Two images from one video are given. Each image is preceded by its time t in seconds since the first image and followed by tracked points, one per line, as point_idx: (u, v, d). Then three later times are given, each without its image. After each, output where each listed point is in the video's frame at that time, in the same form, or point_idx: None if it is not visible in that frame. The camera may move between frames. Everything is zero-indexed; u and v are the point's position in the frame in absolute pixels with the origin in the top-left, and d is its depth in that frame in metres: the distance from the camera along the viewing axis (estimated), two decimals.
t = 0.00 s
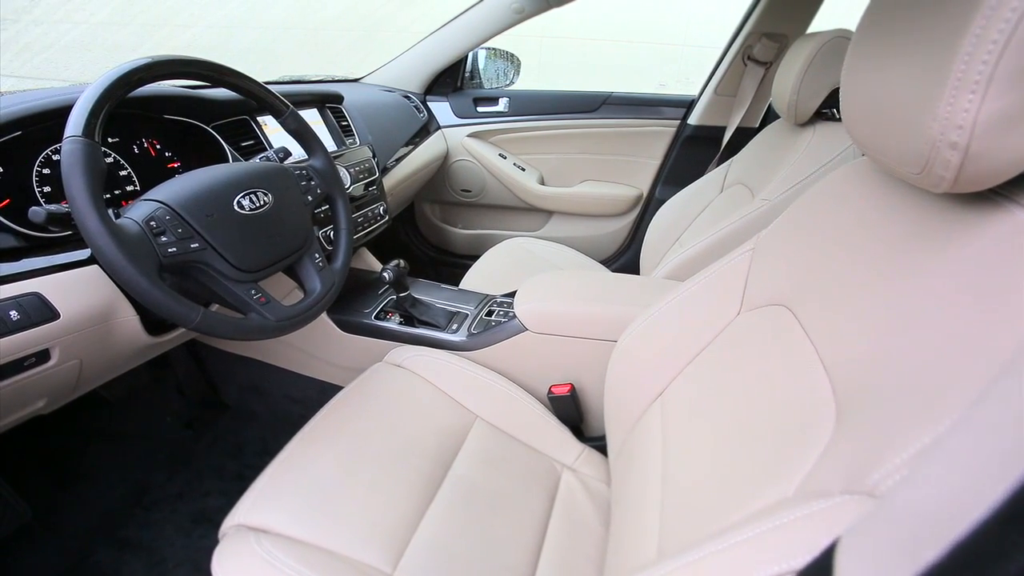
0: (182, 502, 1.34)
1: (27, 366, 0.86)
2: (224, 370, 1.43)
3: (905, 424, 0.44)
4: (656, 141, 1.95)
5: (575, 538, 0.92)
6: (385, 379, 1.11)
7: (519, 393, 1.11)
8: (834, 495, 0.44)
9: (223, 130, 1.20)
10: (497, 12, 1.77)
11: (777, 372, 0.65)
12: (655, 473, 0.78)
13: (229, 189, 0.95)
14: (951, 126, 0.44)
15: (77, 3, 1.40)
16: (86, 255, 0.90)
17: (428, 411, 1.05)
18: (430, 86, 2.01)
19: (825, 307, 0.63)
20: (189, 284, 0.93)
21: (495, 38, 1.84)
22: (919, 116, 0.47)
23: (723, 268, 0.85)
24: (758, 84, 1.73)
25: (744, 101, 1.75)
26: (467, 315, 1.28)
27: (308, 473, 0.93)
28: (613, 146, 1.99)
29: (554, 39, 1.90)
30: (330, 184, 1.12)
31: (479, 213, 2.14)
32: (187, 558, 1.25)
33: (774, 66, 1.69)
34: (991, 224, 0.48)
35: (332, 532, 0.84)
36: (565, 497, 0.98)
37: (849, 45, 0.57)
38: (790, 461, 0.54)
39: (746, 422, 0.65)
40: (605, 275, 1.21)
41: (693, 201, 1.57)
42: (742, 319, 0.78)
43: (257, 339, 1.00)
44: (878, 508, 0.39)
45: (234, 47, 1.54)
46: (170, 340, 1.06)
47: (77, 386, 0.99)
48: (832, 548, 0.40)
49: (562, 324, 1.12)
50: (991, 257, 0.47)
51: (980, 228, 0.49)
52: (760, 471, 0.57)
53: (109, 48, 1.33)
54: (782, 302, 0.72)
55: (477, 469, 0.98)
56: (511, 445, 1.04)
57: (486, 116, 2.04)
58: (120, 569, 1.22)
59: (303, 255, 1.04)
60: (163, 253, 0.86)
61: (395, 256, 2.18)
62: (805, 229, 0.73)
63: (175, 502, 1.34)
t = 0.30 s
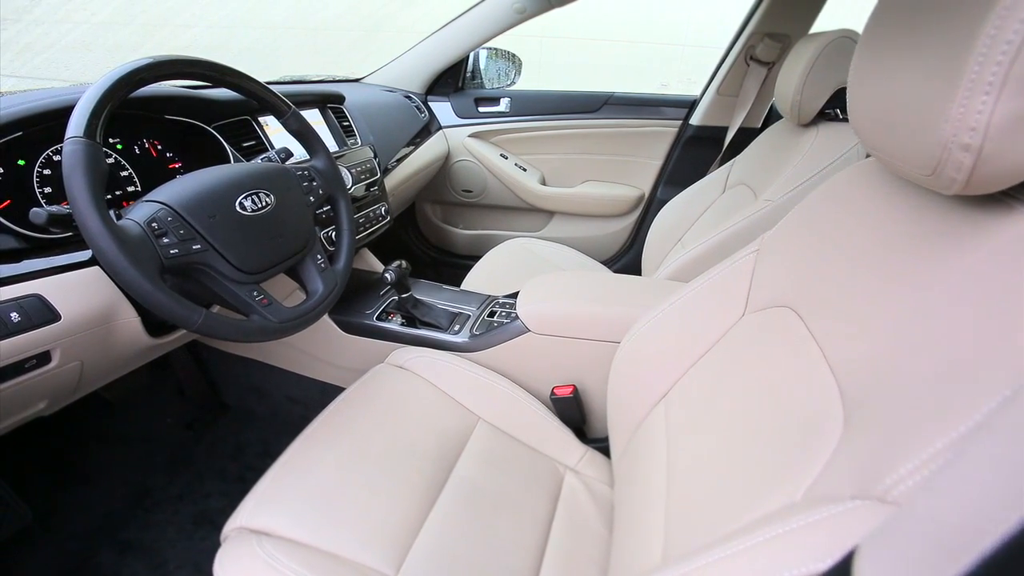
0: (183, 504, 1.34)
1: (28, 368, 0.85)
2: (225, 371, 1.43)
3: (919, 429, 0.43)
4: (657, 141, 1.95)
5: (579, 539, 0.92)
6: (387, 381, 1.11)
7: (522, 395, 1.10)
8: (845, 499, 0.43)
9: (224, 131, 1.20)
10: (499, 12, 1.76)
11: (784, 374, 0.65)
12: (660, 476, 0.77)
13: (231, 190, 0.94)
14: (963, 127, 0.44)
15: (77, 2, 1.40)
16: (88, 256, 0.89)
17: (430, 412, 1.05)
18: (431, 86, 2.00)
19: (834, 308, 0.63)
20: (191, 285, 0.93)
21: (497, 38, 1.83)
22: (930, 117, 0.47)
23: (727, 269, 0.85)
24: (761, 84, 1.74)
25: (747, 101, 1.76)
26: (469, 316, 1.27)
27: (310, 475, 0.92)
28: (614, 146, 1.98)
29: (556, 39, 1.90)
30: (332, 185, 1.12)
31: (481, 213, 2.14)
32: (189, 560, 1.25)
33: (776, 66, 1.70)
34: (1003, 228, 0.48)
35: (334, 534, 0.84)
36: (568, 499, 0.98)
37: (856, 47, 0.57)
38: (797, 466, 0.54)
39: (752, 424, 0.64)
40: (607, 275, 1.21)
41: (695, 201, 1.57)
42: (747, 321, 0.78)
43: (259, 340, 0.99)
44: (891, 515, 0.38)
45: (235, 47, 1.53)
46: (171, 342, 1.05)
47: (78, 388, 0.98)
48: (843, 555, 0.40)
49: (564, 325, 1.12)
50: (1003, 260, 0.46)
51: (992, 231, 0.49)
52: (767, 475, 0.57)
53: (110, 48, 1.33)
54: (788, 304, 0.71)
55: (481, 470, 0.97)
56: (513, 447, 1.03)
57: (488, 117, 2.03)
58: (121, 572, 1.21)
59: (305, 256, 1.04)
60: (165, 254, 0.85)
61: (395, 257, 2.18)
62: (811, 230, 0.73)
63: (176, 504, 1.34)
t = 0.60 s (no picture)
0: (183, 505, 1.34)
1: (29, 370, 0.85)
2: (226, 372, 1.43)
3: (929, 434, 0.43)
4: (659, 141, 1.94)
5: (581, 541, 0.91)
6: (389, 382, 1.10)
7: (523, 396, 1.10)
8: (853, 504, 0.43)
9: (225, 131, 1.19)
10: (501, 12, 1.76)
11: (789, 377, 0.64)
12: (663, 478, 0.77)
13: (232, 191, 0.94)
14: (975, 129, 0.43)
15: (78, 2, 1.39)
16: (88, 257, 0.89)
17: (432, 413, 1.05)
18: (432, 87, 2.00)
19: (840, 310, 0.62)
20: (192, 286, 0.92)
21: (498, 38, 1.83)
22: (940, 119, 0.46)
23: (731, 271, 0.84)
24: (763, 84, 1.74)
25: (749, 101, 1.75)
26: (471, 317, 1.27)
27: (312, 477, 0.92)
28: (616, 147, 1.98)
29: (557, 39, 1.89)
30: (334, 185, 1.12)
31: (482, 214, 2.13)
32: (189, 561, 1.24)
33: (778, 66, 1.69)
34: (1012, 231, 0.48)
35: (336, 536, 0.84)
36: (570, 501, 0.98)
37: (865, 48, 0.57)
38: (803, 469, 0.54)
39: (757, 427, 0.64)
40: (609, 276, 1.20)
41: (696, 201, 1.56)
42: (750, 323, 0.78)
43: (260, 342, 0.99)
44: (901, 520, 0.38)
45: (236, 47, 1.53)
46: (172, 343, 1.05)
47: (78, 390, 0.98)
48: (852, 560, 0.39)
49: (566, 326, 1.12)
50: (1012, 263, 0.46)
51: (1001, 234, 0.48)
52: (772, 479, 0.56)
53: (111, 48, 1.32)
54: (793, 305, 0.71)
55: (483, 472, 0.97)
56: (516, 448, 1.03)
57: (489, 117, 2.03)
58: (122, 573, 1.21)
59: (306, 257, 1.03)
60: (167, 256, 0.85)
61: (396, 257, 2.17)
62: (817, 231, 0.72)
63: (177, 505, 1.33)
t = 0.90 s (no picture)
0: (184, 507, 1.33)
1: (30, 371, 0.84)
2: (227, 373, 1.42)
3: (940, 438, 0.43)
4: (660, 141, 1.94)
5: (584, 544, 0.91)
6: (391, 383, 1.10)
7: (525, 396, 1.10)
8: (862, 508, 0.43)
9: (225, 131, 1.19)
10: (503, 12, 1.76)
11: (795, 379, 0.64)
12: (667, 480, 0.77)
13: (234, 192, 0.94)
14: (985, 130, 0.43)
15: (79, 2, 1.39)
16: (89, 258, 0.89)
17: (434, 415, 1.04)
18: (433, 87, 2.00)
19: (847, 312, 0.62)
20: (194, 288, 0.92)
21: (500, 38, 1.82)
22: (950, 120, 0.46)
23: (735, 272, 0.84)
24: (765, 84, 1.73)
25: (751, 101, 1.75)
26: (473, 318, 1.27)
27: (314, 479, 0.91)
28: (617, 147, 1.97)
29: (559, 39, 1.89)
30: (335, 186, 1.11)
31: (483, 214, 2.13)
32: (190, 563, 1.23)
33: (780, 66, 1.69)
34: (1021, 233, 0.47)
35: (338, 539, 0.83)
36: (573, 502, 0.97)
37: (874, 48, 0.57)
38: (810, 472, 0.53)
39: (762, 429, 0.64)
40: (611, 277, 1.20)
41: (698, 202, 1.56)
42: (755, 325, 0.77)
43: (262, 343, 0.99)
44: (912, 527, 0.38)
45: (237, 47, 1.53)
46: (173, 344, 1.05)
47: (79, 391, 0.97)
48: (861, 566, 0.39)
49: (569, 327, 1.11)
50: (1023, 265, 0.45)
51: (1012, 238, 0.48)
52: (778, 482, 0.56)
53: (111, 48, 1.32)
54: (799, 307, 0.71)
55: (485, 474, 0.97)
56: (518, 450, 1.02)
57: (490, 117, 2.03)
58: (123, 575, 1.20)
59: (308, 258, 1.03)
60: (168, 257, 0.85)
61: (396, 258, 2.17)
62: (822, 232, 0.72)
63: (178, 507, 1.33)
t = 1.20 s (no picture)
0: (185, 508, 1.33)
1: (30, 373, 0.84)
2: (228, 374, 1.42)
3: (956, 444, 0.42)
4: (662, 141, 1.94)
5: (587, 547, 0.90)
6: (393, 385, 1.09)
7: (526, 397, 1.09)
8: (872, 513, 0.42)
9: (226, 131, 1.18)
10: (504, 12, 1.75)
11: (801, 381, 0.64)
12: (671, 483, 0.76)
13: (236, 193, 0.93)
14: (996, 131, 0.43)
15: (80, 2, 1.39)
16: (90, 259, 0.88)
17: (436, 417, 1.04)
18: (434, 87, 1.99)
19: (854, 314, 0.62)
20: (196, 289, 0.92)
21: (501, 38, 1.82)
22: (959, 121, 0.46)
23: (738, 273, 0.84)
24: (766, 85, 1.73)
25: (753, 102, 1.75)
26: (474, 319, 1.26)
27: (316, 481, 0.91)
28: (619, 147, 1.97)
29: (560, 39, 1.88)
30: (337, 187, 1.11)
31: (484, 214, 2.13)
32: (191, 564, 1.23)
33: (783, 66, 1.68)
34: None
35: (340, 541, 0.83)
36: (576, 504, 0.97)
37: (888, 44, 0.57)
38: (817, 476, 0.53)
39: (768, 431, 0.63)
40: (614, 278, 1.20)
41: (700, 202, 1.55)
42: (759, 327, 0.77)
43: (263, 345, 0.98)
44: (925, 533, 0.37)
45: (238, 46, 1.52)
46: (174, 345, 1.04)
47: (80, 393, 0.97)
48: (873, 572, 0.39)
49: (571, 328, 1.11)
50: None
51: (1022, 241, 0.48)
52: (785, 486, 0.56)
53: (112, 48, 1.31)
54: (804, 308, 0.70)
55: (488, 476, 0.96)
56: (521, 451, 1.02)
57: (491, 117, 2.02)
58: None
59: (310, 259, 1.03)
60: (170, 258, 0.84)
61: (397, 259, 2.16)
62: (827, 233, 0.72)
63: (179, 508, 1.32)
